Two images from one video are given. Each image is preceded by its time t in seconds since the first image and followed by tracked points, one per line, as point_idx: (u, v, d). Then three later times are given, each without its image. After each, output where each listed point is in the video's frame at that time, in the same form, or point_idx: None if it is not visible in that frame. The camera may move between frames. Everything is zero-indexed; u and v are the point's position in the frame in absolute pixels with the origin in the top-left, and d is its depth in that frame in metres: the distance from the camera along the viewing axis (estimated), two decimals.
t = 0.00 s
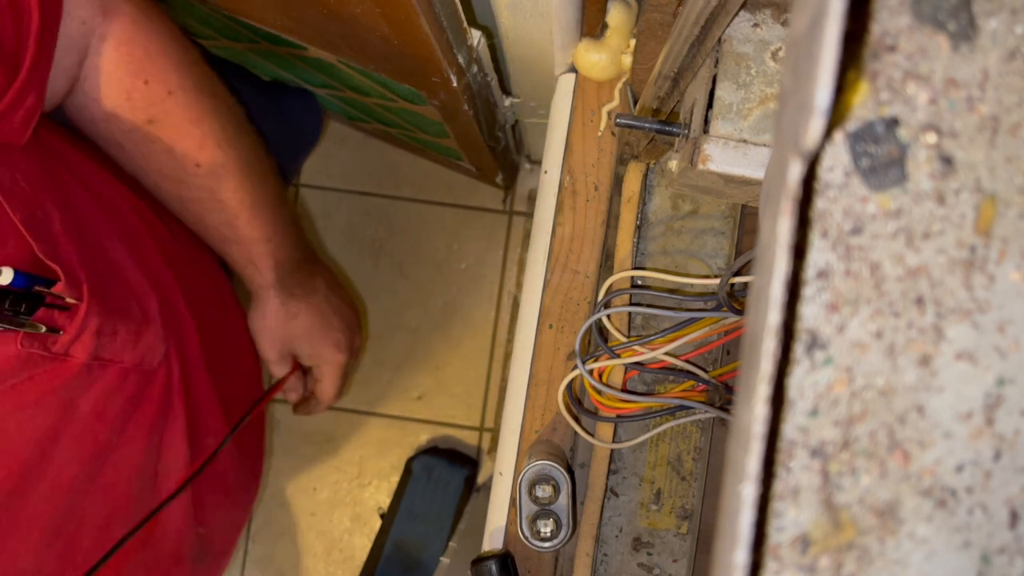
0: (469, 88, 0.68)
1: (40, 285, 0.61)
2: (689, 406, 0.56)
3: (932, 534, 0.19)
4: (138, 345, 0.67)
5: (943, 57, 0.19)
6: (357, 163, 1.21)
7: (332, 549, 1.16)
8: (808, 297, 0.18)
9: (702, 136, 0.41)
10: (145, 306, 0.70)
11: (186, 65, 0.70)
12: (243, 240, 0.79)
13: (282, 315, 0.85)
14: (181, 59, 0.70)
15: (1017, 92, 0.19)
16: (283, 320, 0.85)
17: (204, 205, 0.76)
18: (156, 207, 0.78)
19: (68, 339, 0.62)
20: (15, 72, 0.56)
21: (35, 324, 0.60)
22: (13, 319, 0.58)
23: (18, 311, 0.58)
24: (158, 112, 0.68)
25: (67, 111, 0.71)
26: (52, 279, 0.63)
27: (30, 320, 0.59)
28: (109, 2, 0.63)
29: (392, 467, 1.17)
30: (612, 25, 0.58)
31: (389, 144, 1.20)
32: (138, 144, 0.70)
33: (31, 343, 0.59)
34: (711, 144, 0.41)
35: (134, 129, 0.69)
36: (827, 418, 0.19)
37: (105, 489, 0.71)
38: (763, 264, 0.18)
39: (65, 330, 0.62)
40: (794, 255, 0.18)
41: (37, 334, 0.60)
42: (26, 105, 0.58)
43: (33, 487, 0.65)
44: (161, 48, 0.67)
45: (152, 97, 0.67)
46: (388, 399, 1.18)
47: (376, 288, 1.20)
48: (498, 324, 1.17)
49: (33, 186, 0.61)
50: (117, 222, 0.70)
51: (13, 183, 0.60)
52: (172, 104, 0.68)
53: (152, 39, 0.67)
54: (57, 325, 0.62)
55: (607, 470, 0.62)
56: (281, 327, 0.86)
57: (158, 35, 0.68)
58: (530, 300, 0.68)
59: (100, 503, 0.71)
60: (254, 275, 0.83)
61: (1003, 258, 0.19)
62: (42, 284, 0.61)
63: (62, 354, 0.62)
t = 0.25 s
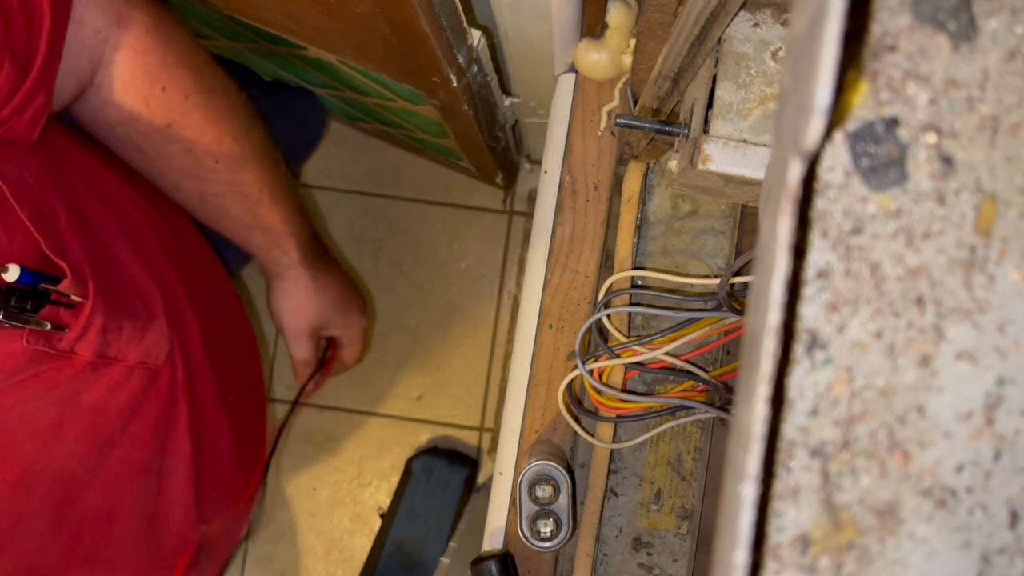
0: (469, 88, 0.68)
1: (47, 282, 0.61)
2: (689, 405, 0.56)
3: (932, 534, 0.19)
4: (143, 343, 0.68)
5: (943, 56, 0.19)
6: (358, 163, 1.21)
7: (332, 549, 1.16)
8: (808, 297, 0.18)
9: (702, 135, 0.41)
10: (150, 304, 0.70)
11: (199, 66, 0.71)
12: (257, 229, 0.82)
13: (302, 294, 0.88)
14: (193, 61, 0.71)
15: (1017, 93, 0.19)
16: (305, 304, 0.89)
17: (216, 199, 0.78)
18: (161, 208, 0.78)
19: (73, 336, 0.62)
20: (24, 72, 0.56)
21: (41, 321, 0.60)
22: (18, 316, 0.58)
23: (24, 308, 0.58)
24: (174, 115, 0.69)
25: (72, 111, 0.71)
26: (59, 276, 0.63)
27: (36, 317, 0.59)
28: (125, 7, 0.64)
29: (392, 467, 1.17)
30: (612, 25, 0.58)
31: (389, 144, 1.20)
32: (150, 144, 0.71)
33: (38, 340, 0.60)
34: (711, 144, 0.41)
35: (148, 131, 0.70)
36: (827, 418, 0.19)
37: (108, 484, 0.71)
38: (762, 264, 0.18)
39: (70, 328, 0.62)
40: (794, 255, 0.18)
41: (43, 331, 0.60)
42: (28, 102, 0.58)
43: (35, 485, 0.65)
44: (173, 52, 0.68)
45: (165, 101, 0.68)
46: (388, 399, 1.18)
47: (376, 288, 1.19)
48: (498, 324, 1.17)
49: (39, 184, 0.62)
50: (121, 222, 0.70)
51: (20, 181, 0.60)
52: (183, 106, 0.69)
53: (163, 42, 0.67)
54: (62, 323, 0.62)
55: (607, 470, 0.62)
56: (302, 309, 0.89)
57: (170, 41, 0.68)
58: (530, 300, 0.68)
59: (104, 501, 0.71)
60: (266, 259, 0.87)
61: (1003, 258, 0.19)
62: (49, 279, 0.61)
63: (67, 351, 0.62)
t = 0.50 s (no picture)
0: (469, 88, 0.68)
1: (45, 268, 0.61)
2: (689, 405, 0.56)
3: (932, 534, 0.19)
4: (137, 337, 0.68)
5: (943, 56, 0.19)
6: (358, 163, 1.21)
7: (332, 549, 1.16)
8: (808, 297, 0.18)
9: (702, 136, 0.41)
10: (145, 300, 0.70)
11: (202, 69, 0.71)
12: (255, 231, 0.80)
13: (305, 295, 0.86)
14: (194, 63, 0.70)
15: (1017, 92, 0.19)
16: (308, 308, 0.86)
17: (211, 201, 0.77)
18: (157, 210, 0.79)
19: (70, 325, 0.62)
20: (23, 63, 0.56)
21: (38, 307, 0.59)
22: (17, 300, 0.57)
23: (19, 292, 0.57)
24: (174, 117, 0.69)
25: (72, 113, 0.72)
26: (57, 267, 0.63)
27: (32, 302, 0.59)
28: (125, 9, 0.64)
29: (392, 467, 1.17)
30: (612, 25, 0.58)
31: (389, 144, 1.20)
32: (151, 146, 0.71)
33: (36, 328, 0.59)
34: (711, 144, 0.41)
35: (149, 134, 0.70)
36: (827, 418, 0.19)
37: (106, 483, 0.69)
38: (763, 264, 0.18)
39: (66, 316, 0.62)
40: (794, 255, 0.18)
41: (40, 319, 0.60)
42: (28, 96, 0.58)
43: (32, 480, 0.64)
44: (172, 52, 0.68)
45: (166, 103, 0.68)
46: (388, 399, 1.18)
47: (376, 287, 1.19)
48: (498, 324, 1.17)
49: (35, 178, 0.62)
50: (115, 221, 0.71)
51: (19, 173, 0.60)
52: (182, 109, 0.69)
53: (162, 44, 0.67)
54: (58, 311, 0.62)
55: (607, 470, 0.62)
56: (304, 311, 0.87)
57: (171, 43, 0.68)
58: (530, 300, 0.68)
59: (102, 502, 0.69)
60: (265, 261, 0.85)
61: (1003, 257, 0.19)
62: (46, 267, 0.61)
63: (63, 342, 0.62)
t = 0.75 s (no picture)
0: (469, 89, 0.68)
1: (54, 254, 0.62)
2: (689, 406, 0.56)
3: (932, 534, 0.19)
4: (143, 329, 0.68)
5: (943, 57, 0.19)
6: (358, 163, 1.21)
7: (332, 549, 1.16)
8: (808, 297, 0.18)
9: (702, 135, 0.41)
10: (150, 292, 0.70)
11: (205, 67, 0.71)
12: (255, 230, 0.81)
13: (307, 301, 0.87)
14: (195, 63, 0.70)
15: (1017, 92, 0.19)
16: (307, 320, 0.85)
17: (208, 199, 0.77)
18: (159, 209, 0.79)
19: (78, 311, 0.62)
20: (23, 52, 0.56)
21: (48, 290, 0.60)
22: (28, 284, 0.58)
23: (29, 275, 0.58)
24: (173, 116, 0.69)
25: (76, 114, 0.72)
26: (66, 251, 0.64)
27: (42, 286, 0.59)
28: (129, 7, 0.64)
29: (392, 467, 1.17)
30: (612, 24, 0.58)
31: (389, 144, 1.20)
32: (152, 144, 0.71)
33: (46, 312, 0.60)
34: (711, 144, 0.41)
35: (151, 132, 0.70)
36: (827, 418, 0.19)
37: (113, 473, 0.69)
38: (763, 264, 0.18)
39: (74, 303, 0.62)
40: (794, 256, 0.18)
41: (48, 303, 0.60)
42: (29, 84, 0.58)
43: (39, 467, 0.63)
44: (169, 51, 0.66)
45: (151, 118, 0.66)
46: (388, 399, 1.18)
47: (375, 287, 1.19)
48: (498, 324, 1.17)
49: (43, 168, 0.63)
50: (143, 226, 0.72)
51: (25, 160, 0.61)
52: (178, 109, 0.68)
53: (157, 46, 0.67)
54: (66, 297, 0.62)
55: (607, 470, 0.62)
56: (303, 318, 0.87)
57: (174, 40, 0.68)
58: (530, 300, 0.68)
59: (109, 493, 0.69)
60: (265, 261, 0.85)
61: (1003, 258, 0.19)
62: (56, 254, 0.62)
63: (72, 329, 0.62)
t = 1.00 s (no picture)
0: (469, 88, 0.68)
1: (56, 255, 0.62)
2: (689, 406, 0.56)
3: (932, 534, 0.19)
4: (143, 330, 0.68)
5: (943, 57, 0.19)
6: (358, 163, 1.22)
7: (332, 549, 1.16)
8: (808, 297, 0.18)
9: (702, 135, 0.41)
10: (150, 294, 0.70)
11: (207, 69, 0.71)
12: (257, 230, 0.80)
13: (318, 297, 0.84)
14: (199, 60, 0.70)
15: (1017, 93, 0.19)
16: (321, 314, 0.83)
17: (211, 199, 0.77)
18: (161, 209, 0.79)
19: (80, 313, 0.63)
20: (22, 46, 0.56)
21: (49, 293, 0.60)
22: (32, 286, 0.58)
23: (31, 277, 0.58)
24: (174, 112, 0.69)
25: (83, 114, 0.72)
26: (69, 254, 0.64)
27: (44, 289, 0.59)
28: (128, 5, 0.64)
29: (392, 467, 1.17)
30: (612, 24, 0.58)
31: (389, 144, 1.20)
32: (156, 142, 0.71)
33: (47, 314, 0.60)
34: (711, 144, 0.41)
35: (154, 130, 0.70)
36: (827, 418, 0.19)
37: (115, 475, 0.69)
38: (763, 264, 0.18)
39: (76, 305, 0.63)
40: (794, 255, 0.18)
41: (51, 305, 0.60)
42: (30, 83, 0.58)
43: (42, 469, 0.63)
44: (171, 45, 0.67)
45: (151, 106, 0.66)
46: (388, 399, 1.18)
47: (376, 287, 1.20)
48: (499, 324, 1.17)
49: (43, 170, 0.63)
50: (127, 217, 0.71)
51: (24, 162, 0.62)
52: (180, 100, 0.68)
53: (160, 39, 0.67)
54: (69, 299, 0.62)
55: (607, 470, 0.62)
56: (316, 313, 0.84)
57: (173, 39, 0.68)
58: (530, 300, 0.68)
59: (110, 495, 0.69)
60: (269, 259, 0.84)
61: (1003, 258, 0.19)
62: (59, 256, 0.62)
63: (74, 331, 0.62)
